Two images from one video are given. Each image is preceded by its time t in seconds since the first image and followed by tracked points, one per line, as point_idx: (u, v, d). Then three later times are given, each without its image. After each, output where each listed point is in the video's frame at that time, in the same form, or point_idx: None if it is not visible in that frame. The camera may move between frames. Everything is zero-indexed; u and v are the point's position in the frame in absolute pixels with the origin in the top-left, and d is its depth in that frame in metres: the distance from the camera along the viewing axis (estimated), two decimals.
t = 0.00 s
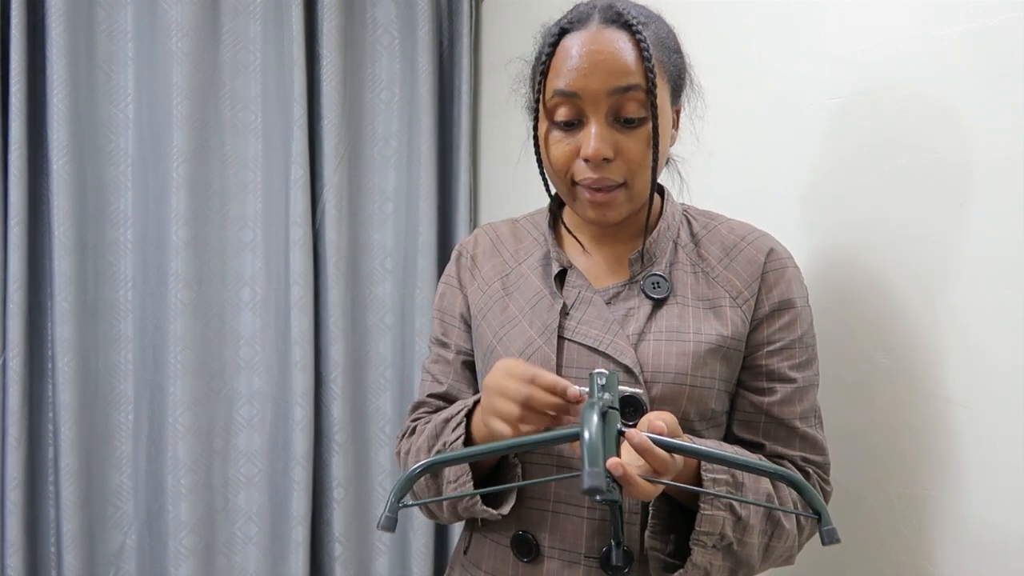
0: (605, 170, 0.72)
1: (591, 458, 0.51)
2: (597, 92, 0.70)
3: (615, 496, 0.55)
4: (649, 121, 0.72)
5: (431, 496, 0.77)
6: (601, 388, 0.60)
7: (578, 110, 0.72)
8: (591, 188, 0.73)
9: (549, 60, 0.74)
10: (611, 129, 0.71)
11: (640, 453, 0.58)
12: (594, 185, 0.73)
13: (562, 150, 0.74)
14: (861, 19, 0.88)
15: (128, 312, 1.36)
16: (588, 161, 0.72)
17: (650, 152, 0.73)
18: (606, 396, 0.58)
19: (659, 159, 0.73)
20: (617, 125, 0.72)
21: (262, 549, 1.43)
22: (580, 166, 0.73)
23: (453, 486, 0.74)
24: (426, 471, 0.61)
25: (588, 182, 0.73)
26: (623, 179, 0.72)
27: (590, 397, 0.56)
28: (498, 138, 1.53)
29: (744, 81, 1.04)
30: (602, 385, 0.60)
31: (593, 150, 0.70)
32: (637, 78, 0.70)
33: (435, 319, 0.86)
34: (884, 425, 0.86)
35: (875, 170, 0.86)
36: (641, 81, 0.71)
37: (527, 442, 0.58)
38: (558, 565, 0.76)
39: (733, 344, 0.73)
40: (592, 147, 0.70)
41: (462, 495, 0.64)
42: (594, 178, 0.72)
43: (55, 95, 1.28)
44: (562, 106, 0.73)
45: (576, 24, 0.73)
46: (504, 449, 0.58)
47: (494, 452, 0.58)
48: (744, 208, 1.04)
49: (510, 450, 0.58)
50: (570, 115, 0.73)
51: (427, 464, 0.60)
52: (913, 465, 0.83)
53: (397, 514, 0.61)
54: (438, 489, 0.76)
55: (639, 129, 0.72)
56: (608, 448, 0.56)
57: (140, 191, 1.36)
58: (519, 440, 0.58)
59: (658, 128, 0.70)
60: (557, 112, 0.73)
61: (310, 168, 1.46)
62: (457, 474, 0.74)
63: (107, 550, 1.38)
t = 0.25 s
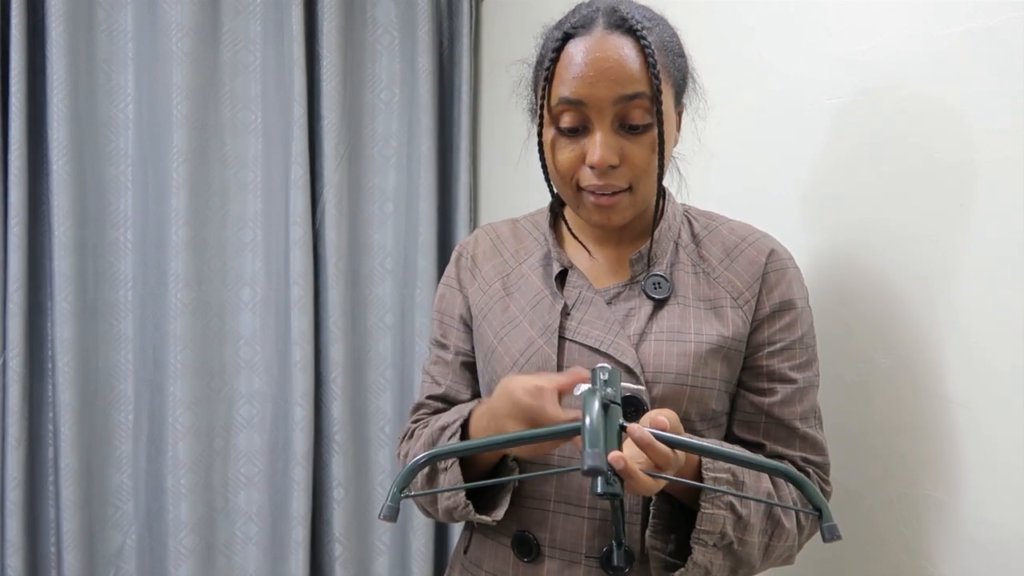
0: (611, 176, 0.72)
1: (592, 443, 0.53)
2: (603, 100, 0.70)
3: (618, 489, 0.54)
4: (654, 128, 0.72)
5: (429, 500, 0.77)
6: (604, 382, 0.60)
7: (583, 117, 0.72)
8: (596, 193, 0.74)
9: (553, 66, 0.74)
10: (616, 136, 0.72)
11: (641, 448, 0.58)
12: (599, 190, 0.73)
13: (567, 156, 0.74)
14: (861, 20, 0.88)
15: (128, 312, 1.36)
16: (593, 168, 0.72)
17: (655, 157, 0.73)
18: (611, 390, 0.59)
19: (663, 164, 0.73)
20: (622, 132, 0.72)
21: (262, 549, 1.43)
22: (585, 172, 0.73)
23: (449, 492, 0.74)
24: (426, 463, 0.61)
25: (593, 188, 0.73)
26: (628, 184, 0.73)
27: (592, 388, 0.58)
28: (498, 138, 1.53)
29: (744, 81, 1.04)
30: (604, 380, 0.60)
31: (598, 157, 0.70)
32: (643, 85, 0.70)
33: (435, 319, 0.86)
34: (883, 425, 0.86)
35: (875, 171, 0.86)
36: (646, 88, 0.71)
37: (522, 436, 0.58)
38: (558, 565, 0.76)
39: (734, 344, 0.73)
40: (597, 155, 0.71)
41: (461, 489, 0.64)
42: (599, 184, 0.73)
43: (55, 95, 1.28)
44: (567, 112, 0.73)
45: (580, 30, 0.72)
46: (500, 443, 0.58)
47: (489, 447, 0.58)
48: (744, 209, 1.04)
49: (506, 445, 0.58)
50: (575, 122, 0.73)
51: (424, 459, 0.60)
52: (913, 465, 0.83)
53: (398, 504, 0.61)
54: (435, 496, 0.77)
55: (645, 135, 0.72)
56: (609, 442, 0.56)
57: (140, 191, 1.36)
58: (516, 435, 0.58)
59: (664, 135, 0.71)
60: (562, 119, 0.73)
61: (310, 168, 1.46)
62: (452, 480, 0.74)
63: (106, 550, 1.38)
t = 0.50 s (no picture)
0: (611, 176, 0.72)
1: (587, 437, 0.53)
2: (604, 100, 0.70)
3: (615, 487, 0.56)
4: (655, 129, 0.72)
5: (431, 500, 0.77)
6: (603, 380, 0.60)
7: (585, 117, 0.72)
8: (597, 194, 0.74)
9: (554, 65, 0.74)
10: (617, 136, 0.72)
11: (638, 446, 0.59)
12: (599, 191, 0.73)
13: (568, 156, 0.74)
14: (861, 20, 0.88)
15: (128, 312, 1.36)
16: (594, 168, 0.72)
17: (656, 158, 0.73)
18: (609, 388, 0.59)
19: (664, 165, 0.73)
20: (623, 132, 0.72)
21: (262, 549, 1.43)
22: (586, 172, 0.73)
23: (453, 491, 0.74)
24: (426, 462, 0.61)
25: (594, 188, 0.73)
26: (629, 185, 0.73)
27: (590, 385, 0.58)
28: (498, 138, 1.53)
29: (744, 81, 1.04)
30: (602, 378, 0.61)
31: (599, 158, 0.70)
32: (644, 86, 0.70)
33: (435, 319, 0.86)
34: (883, 425, 0.86)
35: (876, 171, 0.86)
36: (648, 89, 0.71)
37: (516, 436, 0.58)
38: (558, 566, 0.76)
39: (734, 344, 0.73)
40: (598, 156, 0.71)
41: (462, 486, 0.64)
42: (600, 185, 0.73)
43: (55, 95, 1.28)
44: (568, 112, 0.73)
45: (581, 29, 0.72)
46: (495, 442, 0.58)
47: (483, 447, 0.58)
48: (744, 209, 1.04)
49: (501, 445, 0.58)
50: (576, 122, 0.73)
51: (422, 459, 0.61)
52: (913, 465, 0.83)
53: (398, 503, 0.61)
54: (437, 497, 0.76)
55: (646, 136, 0.72)
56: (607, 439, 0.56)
57: (140, 191, 1.36)
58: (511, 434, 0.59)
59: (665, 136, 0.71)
60: (563, 119, 0.73)
61: (310, 168, 1.46)
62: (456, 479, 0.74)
63: (106, 550, 1.38)
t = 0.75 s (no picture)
0: (612, 177, 0.72)
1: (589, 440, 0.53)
2: (605, 101, 0.70)
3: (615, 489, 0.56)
4: (656, 130, 0.72)
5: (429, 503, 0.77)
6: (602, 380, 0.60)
7: (585, 117, 0.72)
8: (597, 194, 0.73)
9: (555, 65, 0.73)
10: (618, 137, 0.71)
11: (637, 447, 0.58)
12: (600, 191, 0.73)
13: (568, 156, 0.74)
14: (861, 20, 0.88)
15: (128, 312, 1.36)
16: (594, 168, 0.72)
17: (656, 158, 0.73)
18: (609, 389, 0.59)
19: (664, 166, 0.73)
20: (624, 133, 0.72)
21: (262, 549, 1.43)
22: (586, 173, 0.73)
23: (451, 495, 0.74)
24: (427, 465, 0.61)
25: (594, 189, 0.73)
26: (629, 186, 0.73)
27: (590, 386, 0.58)
28: (498, 138, 1.53)
29: (744, 81, 1.04)
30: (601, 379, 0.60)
31: (600, 159, 0.70)
32: (645, 87, 0.70)
33: (434, 319, 0.86)
34: (883, 425, 0.86)
35: (876, 171, 0.86)
36: (648, 90, 0.70)
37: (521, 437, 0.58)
38: (557, 566, 0.76)
39: (733, 344, 0.73)
40: (598, 157, 0.71)
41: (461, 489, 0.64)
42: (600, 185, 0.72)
43: (54, 95, 1.28)
44: (569, 113, 0.73)
45: (582, 29, 0.72)
46: (499, 444, 0.58)
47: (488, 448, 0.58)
48: (744, 209, 1.04)
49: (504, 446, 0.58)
50: (577, 122, 0.73)
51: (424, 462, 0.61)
52: (913, 465, 0.83)
53: (398, 507, 0.61)
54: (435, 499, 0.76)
55: (646, 137, 0.72)
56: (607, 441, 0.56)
57: (140, 191, 1.36)
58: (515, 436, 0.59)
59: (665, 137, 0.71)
60: (564, 119, 0.73)
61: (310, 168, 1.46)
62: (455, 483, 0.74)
63: (106, 550, 1.38)
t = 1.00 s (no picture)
0: (608, 177, 0.72)
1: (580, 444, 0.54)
2: (600, 102, 0.70)
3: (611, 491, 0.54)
4: (652, 130, 0.72)
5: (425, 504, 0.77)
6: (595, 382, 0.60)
7: (581, 118, 0.72)
8: (594, 195, 0.73)
9: (551, 66, 0.74)
10: (613, 137, 0.71)
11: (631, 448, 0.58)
12: (596, 192, 0.73)
13: (564, 157, 0.74)
14: (860, 21, 0.88)
15: (128, 312, 1.36)
16: (591, 169, 0.72)
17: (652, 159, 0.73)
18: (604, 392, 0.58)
19: (661, 166, 0.73)
20: (620, 134, 0.72)
21: (262, 549, 1.43)
22: (583, 174, 0.73)
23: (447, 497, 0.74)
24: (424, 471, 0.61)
25: (590, 190, 0.73)
26: (626, 186, 0.73)
27: (583, 390, 0.58)
28: (498, 138, 1.53)
29: (743, 81, 1.04)
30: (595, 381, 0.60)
31: (596, 159, 0.70)
32: (640, 87, 0.70)
33: (431, 319, 0.86)
34: (883, 425, 0.86)
35: (875, 171, 0.86)
36: (644, 90, 0.70)
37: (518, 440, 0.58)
38: (555, 567, 0.76)
39: (731, 344, 0.73)
40: (595, 157, 0.70)
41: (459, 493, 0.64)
42: (597, 186, 0.72)
43: (55, 95, 1.28)
44: (564, 114, 0.73)
45: (578, 30, 0.72)
46: (496, 448, 0.59)
47: (486, 451, 0.59)
48: (743, 209, 1.04)
49: (502, 450, 0.58)
50: (572, 123, 0.73)
51: (422, 465, 0.61)
52: (913, 465, 0.83)
53: (392, 517, 0.61)
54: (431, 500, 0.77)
55: (642, 137, 0.72)
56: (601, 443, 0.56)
57: (140, 191, 1.36)
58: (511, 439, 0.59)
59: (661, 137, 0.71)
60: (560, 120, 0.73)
61: (310, 168, 1.46)
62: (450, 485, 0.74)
63: (106, 550, 1.38)
